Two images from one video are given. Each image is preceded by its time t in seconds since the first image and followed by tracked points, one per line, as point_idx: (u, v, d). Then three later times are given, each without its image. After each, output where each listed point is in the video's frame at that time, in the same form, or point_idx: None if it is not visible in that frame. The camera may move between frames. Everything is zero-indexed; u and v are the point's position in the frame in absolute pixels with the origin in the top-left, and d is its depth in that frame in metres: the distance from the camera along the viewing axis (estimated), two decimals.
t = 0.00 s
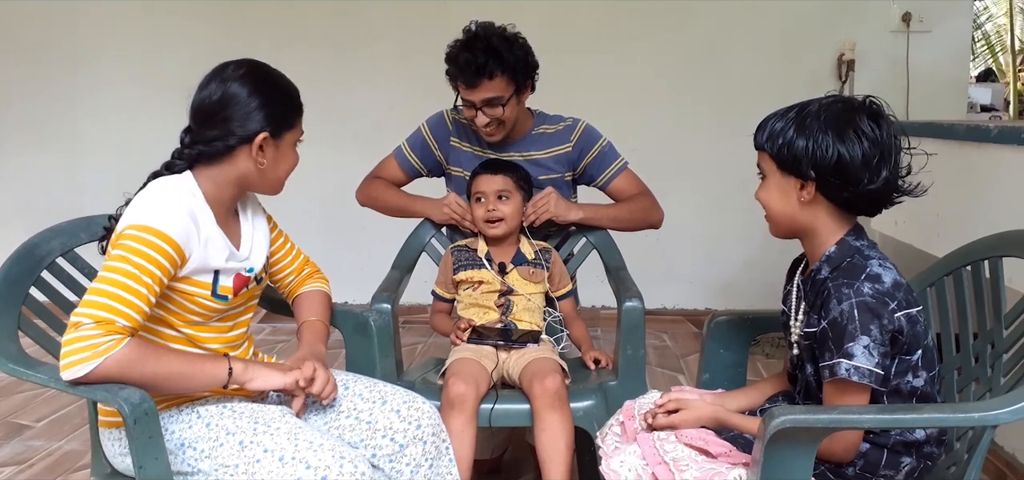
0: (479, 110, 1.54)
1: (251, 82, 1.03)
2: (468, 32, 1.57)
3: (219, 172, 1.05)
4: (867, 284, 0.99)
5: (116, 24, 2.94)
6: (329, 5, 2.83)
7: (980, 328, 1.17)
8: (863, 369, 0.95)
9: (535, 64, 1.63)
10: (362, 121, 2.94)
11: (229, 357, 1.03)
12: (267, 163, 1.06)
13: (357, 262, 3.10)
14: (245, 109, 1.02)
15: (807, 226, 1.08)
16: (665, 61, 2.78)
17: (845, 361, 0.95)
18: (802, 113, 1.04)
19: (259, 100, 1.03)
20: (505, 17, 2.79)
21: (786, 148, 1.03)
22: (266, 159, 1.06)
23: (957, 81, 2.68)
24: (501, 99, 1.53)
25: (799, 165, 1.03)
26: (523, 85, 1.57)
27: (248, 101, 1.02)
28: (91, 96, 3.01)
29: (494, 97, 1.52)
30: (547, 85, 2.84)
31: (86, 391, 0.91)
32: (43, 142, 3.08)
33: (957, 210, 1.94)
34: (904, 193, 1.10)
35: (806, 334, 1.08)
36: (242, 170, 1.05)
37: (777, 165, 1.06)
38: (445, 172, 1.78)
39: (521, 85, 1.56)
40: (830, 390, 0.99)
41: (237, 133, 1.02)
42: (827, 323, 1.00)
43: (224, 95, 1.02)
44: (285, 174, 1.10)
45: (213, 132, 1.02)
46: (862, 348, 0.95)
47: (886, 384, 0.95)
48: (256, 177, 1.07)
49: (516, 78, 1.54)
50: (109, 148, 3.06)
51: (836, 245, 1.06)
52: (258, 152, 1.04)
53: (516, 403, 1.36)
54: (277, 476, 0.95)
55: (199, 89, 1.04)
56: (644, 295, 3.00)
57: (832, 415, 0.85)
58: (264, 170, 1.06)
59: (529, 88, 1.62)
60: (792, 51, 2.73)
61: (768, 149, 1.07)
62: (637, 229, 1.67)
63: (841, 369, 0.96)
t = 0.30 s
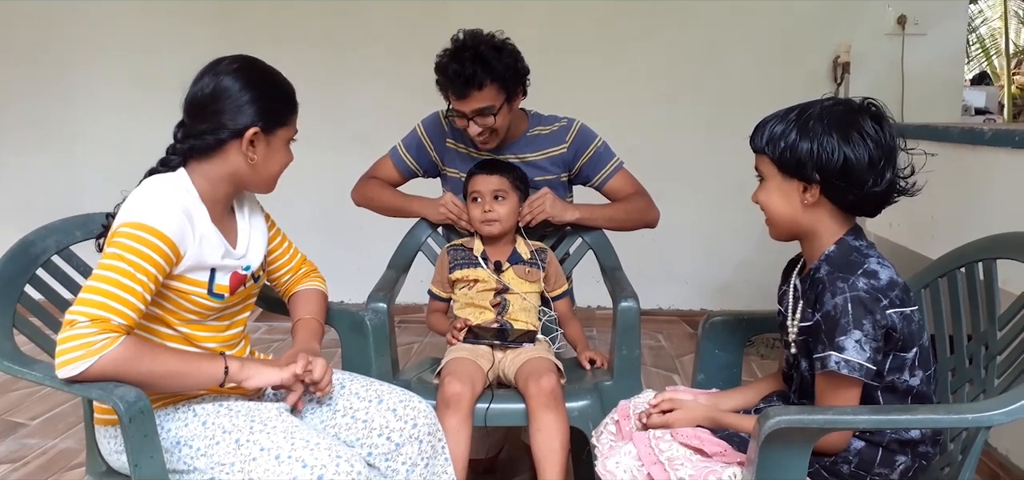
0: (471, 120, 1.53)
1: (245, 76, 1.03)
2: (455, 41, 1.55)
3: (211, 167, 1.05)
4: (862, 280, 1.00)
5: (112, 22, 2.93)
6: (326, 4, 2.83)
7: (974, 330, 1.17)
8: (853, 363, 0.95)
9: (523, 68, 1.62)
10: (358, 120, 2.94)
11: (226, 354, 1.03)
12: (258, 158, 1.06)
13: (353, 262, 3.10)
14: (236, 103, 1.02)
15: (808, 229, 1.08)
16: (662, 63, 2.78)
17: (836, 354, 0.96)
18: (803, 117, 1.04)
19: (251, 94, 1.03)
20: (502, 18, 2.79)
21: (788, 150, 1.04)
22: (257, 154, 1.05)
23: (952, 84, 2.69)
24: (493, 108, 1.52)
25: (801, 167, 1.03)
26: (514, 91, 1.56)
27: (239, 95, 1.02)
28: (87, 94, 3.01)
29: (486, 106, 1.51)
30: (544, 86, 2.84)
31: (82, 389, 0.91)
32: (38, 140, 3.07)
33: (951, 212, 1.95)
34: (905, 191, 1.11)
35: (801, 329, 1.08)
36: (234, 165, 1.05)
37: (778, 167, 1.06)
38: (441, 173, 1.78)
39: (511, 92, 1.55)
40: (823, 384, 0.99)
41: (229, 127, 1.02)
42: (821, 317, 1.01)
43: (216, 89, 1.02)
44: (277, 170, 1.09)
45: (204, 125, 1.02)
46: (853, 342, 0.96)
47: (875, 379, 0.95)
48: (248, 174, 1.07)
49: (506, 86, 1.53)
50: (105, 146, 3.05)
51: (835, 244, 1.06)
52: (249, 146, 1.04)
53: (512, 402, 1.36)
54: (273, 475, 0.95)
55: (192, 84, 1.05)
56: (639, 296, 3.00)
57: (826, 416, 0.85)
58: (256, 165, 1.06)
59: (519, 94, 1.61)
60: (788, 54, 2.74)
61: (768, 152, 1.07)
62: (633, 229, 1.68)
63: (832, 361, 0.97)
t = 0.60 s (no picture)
0: (464, 134, 1.54)
1: (241, 77, 1.03)
2: (438, 58, 1.54)
3: (207, 170, 1.05)
4: (858, 284, 1.00)
5: (111, 25, 2.94)
6: (325, 7, 2.84)
7: (973, 332, 1.17)
8: (851, 368, 0.96)
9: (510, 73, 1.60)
10: (357, 122, 2.94)
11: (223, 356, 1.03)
12: (253, 161, 1.05)
13: (352, 264, 3.10)
14: (232, 104, 1.02)
15: (800, 235, 1.08)
16: (659, 66, 2.79)
17: (834, 360, 0.96)
18: (802, 124, 1.04)
19: (246, 96, 1.03)
20: (501, 21, 2.80)
21: (785, 156, 1.03)
22: (252, 157, 1.05)
23: (950, 86, 2.69)
24: (484, 120, 1.52)
25: (798, 175, 1.03)
26: (503, 99, 1.55)
27: (235, 97, 1.02)
28: (86, 97, 3.01)
29: (477, 119, 1.51)
30: (543, 89, 2.85)
31: (80, 393, 0.91)
32: (37, 143, 3.07)
33: (950, 215, 1.95)
34: (900, 206, 1.11)
35: (798, 334, 1.08)
36: (228, 168, 1.05)
37: (774, 174, 1.06)
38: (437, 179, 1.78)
39: (500, 101, 1.54)
40: (822, 388, 0.99)
41: (224, 129, 1.02)
42: (818, 320, 1.01)
43: (211, 90, 1.02)
44: (273, 174, 1.09)
45: (200, 127, 1.03)
46: (851, 347, 0.96)
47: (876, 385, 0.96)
48: (243, 177, 1.06)
49: (494, 96, 1.52)
50: (104, 149, 3.05)
51: (830, 250, 1.06)
52: (244, 149, 1.03)
53: (510, 405, 1.36)
54: None
55: (189, 86, 1.05)
56: (639, 299, 3.00)
57: (826, 419, 0.85)
58: (251, 168, 1.06)
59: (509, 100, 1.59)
60: (786, 56, 2.75)
61: (765, 158, 1.06)
62: (631, 227, 1.68)
63: (830, 367, 0.96)
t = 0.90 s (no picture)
0: (455, 109, 1.54)
1: (236, 78, 1.03)
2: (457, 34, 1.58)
3: (207, 173, 1.05)
4: (862, 285, 1.00)
5: (111, 26, 2.94)
6: (324, 8, 2.84)
7: (973, 332, 1.17)
8: (855, 370, 0.96)
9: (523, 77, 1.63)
10: (357, 123, 2.94)
11: (223, 356, 1.03)
12: (252, 162, 1.05)
13: (352, 265, 3.10)
14: (229, 106, 1.02)
15: (808, 237, 1.08)
16: (659, 66, 2.79)
17: (837, 362, 0.96)
18: (806, 127, 1.03)
19: (242, 97, 1.02)
20: (500, 21, 2.80)
21: (791, 160, 1.03)
22: (251, 158, 1.05)
23: (950, 86, 2.69)
24: (479, 100, 1.52)
25: (807, 178, 1.03)
26: (506, 94, 1.56)
27: (231, 98, 1.02)
28: (86, 98, 3.01)
29: (471, 97, 1.52)
30: (543, 89, 2.85)
31: (80, 395, 0.91)
32: (38, 144, 3.07)
33: (951, 214, 1.95)
34: (902, 199, 1.12)
35: (800, 335, 1.08)
36: (228, 170, 1.05)
37: (781, 177, 1.05)
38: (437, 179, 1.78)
39: (502, 92, 1.55)
40: (823, 390, 0.99)
41: (222, 132, 1.02)
42: (822, 322, 1.01)
43: (208, 93, 1.02)
44: (273, 173, 1.09)
45: (198, 131, 1.03)
46: (854, 349, 0.96)
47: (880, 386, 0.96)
48: (243, 178, 1.07)
49: (497, 83, 1.53)
50: (104, 150, 3.05)
51: (834, 251, 1.06)
52: (243, 150, 1.03)
53: (510, 406, 1.36)
54: None
55: (184, 88, 1.05)
56: (639, 299, 3.00)
57: (826, 419, 0.85)
58: (250, 169, 1.06)
59: (513, 99, 1.61)
60: (786, 56, 2.75)
61: (770, 163, 1.05)
62: (631, 228, 1.68)
63: (834, 369, 0.96)
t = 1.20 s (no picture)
0: (483, 71, 1.60)
1: (177, 65, 1.00)
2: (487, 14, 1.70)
3: (181, 167, 1.05)
4: (869, 284, 1.00)
5: (110, 24, 2.93)
6: (324, 6, 2.83)
7: (973, 331, 1.18)
8: (861, 369, 0.95)
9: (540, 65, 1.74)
10: (356, 121, 2.93)
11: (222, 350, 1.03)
12: (210, 147, 1.03)
13: (352, 263, 3.10)
14: (170, 97, 1.00)
15: (813, 236, 1.08)
16: (659, 64, 2.78)
17: (843, 360, 0.96)
18: (816, 123, 1.03)
19: (189, 81, 1.00)
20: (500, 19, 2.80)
21: (798, 157, 1.03)
22: (208, 143, 1.03)
23: (949, 85, 2.69)
24: (506, 63, 1.60)
25: (814, 175, 1.02)
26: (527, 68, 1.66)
27: (171, 87, 1.00)
28: (85, 96, 3.01)
29: (500, 59, 1.60)
30: (542, 87, 2.84)
31: (81, 394, 0.91)
32: (36, 142, 3.07)
33: (951, 213, 1.94)
34: (908, 201, 1.12)
35: (805, 333, 1.08)
36: (194, 160, 1.05)
37: (789, 173, 1.05)
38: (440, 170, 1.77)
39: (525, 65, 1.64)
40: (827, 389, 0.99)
41: (172, 126, 1.02)
42: (829, 321, 1.01)
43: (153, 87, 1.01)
44: (240, 152, 1.05)
45: (157, 130, 1.03)
46: (861, 348, 0.96)
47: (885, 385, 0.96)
48: (209, 163, 1.05)
49: (522, 55, 1.64)
50: (102, 148, 3.05)
51: (840, 249, 1.06)
52: (194, 138, 1.02)
53: (511, 405, 1.36)
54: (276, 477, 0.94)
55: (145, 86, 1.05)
56: (639, 297, 3.00)
57: (826, 418, 0.85)
58: (211, 153, 1.04)
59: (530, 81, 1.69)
60: (787, 55, 2.74)
61: (778, 158, 1.05)
62: (631, 228, 1.68)
63: (840, 367, 0.96)
